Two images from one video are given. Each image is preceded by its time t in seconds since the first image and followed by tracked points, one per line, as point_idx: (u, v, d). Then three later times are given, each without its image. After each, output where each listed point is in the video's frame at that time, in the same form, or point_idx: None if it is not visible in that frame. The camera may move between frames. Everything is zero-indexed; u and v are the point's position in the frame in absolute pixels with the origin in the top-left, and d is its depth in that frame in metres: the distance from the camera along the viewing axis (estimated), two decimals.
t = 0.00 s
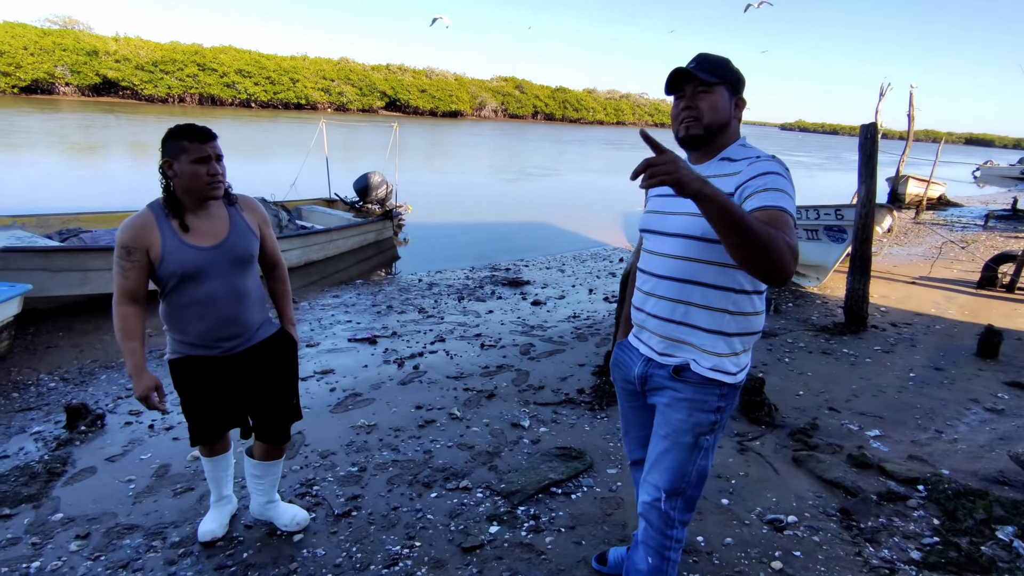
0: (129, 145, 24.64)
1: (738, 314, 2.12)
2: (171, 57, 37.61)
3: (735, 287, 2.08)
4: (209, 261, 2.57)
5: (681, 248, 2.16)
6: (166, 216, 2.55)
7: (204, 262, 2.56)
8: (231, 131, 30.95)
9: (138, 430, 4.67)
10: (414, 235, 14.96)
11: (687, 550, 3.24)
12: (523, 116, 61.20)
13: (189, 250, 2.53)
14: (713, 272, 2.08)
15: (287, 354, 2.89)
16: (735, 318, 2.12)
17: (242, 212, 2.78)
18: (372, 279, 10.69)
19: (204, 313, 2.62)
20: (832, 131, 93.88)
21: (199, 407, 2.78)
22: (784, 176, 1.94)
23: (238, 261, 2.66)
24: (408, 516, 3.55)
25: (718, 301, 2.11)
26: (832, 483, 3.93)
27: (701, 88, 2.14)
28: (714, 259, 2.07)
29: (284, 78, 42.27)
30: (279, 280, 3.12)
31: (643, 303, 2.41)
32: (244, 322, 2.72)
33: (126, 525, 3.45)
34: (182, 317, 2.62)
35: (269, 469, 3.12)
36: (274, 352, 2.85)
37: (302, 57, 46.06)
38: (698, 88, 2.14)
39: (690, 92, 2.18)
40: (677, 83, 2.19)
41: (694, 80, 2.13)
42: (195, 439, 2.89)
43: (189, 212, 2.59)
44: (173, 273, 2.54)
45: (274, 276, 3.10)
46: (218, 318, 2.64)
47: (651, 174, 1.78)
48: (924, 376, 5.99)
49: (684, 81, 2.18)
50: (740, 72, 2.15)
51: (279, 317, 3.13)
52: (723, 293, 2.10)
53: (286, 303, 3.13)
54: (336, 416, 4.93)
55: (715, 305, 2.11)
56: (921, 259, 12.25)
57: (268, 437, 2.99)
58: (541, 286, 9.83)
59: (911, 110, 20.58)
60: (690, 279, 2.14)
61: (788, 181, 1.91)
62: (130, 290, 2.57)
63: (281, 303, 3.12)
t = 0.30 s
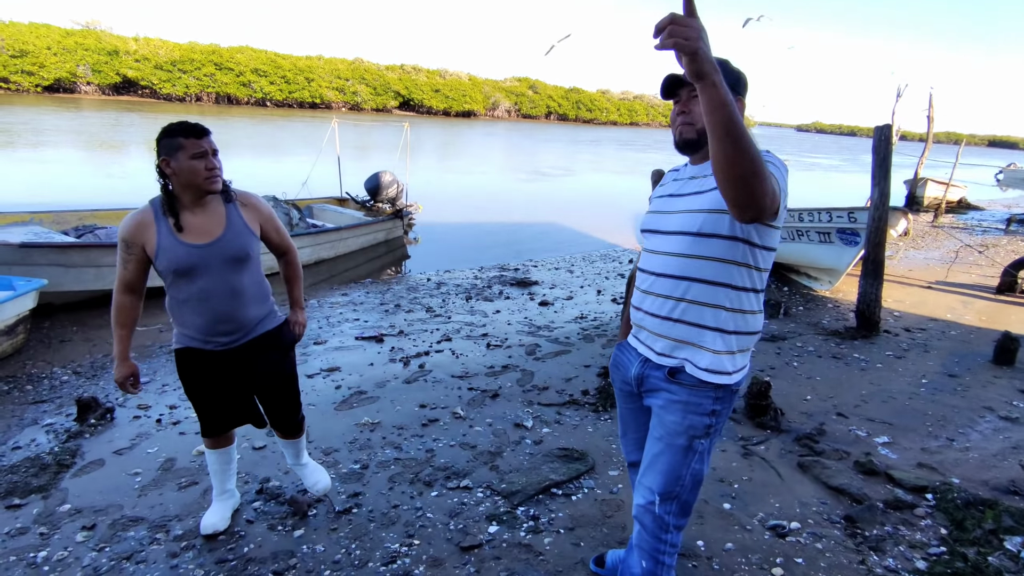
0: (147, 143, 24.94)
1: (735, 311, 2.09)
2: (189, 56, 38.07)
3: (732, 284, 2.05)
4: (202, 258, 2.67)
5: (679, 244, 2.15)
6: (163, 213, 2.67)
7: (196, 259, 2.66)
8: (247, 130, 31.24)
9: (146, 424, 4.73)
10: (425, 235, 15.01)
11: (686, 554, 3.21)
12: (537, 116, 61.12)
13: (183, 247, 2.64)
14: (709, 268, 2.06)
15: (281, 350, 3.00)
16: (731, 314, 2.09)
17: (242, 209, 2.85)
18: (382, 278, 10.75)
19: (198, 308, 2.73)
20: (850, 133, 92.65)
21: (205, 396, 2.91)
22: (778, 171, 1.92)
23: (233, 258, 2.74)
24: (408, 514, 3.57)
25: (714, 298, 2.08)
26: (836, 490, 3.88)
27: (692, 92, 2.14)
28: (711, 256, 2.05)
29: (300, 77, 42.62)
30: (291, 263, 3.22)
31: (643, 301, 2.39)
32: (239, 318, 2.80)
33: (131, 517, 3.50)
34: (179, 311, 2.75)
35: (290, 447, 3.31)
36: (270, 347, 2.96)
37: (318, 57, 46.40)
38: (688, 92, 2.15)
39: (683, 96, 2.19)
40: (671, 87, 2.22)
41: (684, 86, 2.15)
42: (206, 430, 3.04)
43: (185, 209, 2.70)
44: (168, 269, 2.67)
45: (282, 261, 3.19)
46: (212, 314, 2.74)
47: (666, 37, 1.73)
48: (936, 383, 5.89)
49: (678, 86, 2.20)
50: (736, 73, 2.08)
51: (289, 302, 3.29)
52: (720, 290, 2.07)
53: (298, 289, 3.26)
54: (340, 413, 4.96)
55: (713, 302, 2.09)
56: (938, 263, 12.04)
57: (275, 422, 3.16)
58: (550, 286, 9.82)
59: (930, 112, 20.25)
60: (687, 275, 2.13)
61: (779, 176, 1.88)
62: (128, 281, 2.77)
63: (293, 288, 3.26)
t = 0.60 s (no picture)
0: (155, 142, 25.05)
1: (734, 319, 2.08)
2: (197, 56, 38.29)
3: (730, 291, 2.04)
4: (217, 255, 2.74)
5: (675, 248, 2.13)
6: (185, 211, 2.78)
7: (212, 257, 2.73)
8: (253, 129, 31.36)
9: (148, 424, 4.75)
10: (429, 236, 15.03)
11: (687, 560, 3.19)
12: (543, 119, 61.17)
13: (200, 243, 2.72)
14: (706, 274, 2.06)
15: (288, 356, 3.03)
16: (731, 322, 2.08)
17: (262, 211, 2.88)
18: (386, 279, 10.77)
19: (213, 306, 2.79)
20: (857, 137, 92.31)
21: (211, 398, 2.92)
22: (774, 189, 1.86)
23: (247, 258, 2.77)
24: (408, 517, 3.56)
25: (710, 303, 2.07)
26: (839, 497, 3.86)
27: (686, 102, 2.15)
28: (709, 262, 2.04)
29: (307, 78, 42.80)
30: (311, 275, 3.19)
31: (642, 305, 2.37)
32: (251, 319, 2.83)
33: (130, 517, 3.50)
34: (195, 307, 2.83)
35: (300, 444, 3.47)
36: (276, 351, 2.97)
37: (325, 58, 46.55)
38: (686, 101, 2.15)
39: (682, 105, 2.19)
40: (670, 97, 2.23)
41: (679, 96, 2.16)
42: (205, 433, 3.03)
43: (207, 209, 2.79)
44: (186, 265, 2.76)
45: (304, 272, 3.16)
46: (226, 312, 2.79)
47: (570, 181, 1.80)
48: (941, 390, 5.85)
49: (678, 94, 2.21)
50: (731, 81, 2.04)
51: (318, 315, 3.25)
52: (717, 296, 2.06)
53: (323, 297, 3.23)
54: (342, 414, 4.97)
55: (710, 307, 2.08)
56: (944, 269, 11.98)
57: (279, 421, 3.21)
58: (553, 289, 9.81)
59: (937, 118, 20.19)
60: (684, 280, 2.12)
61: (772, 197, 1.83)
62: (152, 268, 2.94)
63: (318, 299, 3.22)
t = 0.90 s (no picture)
0: (181, 140, 25.53)
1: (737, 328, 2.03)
2: (223, 55, 38.91)
3: (732, 299, 2.00)
4: (269, 247, 2.84)
5: (683, 258, 2.13)
6: (238, 204, 2.84)
7: (264, 249, 2.82)
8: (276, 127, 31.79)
9: (171, 417, 4.85)
10: (448, 235, 15.09)
11: (701, 567, 3.18)
12: (563, 119, 60.97)
13: (254, 235, 2.81)
14: (710, 282, 2.03)
15: (327, 352, 3.13)
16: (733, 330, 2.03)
17: (309, 208, 3.01)
18: (404, 277, 10.84)
19: (260, 297, 2.87)
20: (884, 139, 90.51)
21: (252, 395, 2.99)
22: (789, 195, 1.86)
23: (296, 251, 2.89)
24: (423, 516, 3.59)
25: (714, 311, 2.05)
26: (858, 507, 3.80)
27: (705, 103, 2.14)
28: (713, 271, 2.02)
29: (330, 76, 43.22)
30: (353, 270, 3.32)
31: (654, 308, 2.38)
32: (295, 312, 2.93)
33: (153, 509, 3.58)
34: (241, 298, 2.89)
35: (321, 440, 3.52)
36: (314, 346, 3.06)
37: (348, 57, 46.96)
38: (704, 103, 2.13)
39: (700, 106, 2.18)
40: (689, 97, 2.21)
41: (698, 96, 2.15)
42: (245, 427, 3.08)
43: (258, 203, 2.88)
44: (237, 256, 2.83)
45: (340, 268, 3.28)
46: (273, 304, 2.87)
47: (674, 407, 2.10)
48: (966, 400, 5.72)
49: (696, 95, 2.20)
50: (752, 84, 2.03)
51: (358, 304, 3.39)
52: (720, 304, 2.03)
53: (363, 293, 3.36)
54: (359, 411, 5.02)
55: (712, 316, 2.05)
56: (972, 276, 11.69)
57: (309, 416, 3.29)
58: (571, 290, 9.79)
59: (968, 121, 19.71)
60: (688, 288, 2.11)
61: (796, 202, 1.86)
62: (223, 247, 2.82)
63: (357, 293, 3.34)
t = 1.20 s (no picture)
0: (220, 122, 26.07)
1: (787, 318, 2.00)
2: (261, 39, 39.46)
3: (782, 291, 1.97)
4: (326, 223, 2.92)
5: (728, 249, 2.09)
6: (295, 179, 2.89)
7: (323, 225, 2.91)
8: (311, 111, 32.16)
9: (206, 389, 5.00)
10: (477, 222, 15.12)
11: (725, 558, 3.16)
12: (596, 108, 60.18)
13: (314, 211, 2.89)
14: (758, 273, 2.00)
15: (374, 328, 3.23)
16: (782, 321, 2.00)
17: (360, 188, 3.11)
18: (434, 262, 10.92)
19: (315, 271, 2.95)
20: (931, 135, 87.16)
21: (297, 369, 3.10)
22: (847, 178, 1.82)
23: (350, 228, 2.99)
24: (448, 495, 3.65)
25: (762, 303, 2.02)
26: (890, 509, 3.72)
27: (762, 85, 2.05)
28: (762, 263, 1.99)
29: (364, 61, 43.48)
30: (393, 253, 3.48)
31: (690, 300, 2.35)
32: (348, 287, 3.03)
33: (190, 475, 3.71)
34: (296, 270, 2.96)
35: (353, 414, 3.62)
36: (362, 324, 3.16)
37: (382, 42, 47.10)
38: (761, 84, 2.05)
39: (752, 88, 2.09)
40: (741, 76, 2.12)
41: (754, 75, 2.06)
42: (284, 398, 3.21)
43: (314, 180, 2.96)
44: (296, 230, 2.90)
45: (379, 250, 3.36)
46: (328, 278, 2.96)
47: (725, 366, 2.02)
48: (1009, 405, 5.52)
49: (748, 75, 2.10)
50: (814, 70, 1.99)
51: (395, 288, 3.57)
52: (767, 296, 2.01)
53: (399, 275, 3.52)
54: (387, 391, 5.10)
55: (757, 308, 2.03)
56: (1021, 279, 11.22)
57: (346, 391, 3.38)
58: (599, 280, 9.73)
59: None
60: (732, 279, 2.08)
61: (855, 183, 1.82)
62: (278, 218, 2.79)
63: (394, 275, 3.51)
